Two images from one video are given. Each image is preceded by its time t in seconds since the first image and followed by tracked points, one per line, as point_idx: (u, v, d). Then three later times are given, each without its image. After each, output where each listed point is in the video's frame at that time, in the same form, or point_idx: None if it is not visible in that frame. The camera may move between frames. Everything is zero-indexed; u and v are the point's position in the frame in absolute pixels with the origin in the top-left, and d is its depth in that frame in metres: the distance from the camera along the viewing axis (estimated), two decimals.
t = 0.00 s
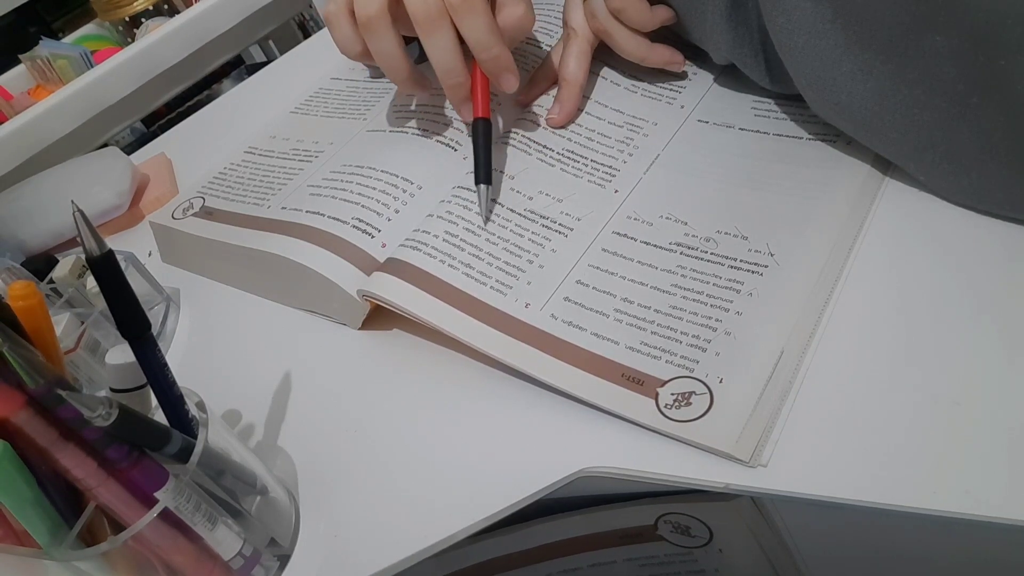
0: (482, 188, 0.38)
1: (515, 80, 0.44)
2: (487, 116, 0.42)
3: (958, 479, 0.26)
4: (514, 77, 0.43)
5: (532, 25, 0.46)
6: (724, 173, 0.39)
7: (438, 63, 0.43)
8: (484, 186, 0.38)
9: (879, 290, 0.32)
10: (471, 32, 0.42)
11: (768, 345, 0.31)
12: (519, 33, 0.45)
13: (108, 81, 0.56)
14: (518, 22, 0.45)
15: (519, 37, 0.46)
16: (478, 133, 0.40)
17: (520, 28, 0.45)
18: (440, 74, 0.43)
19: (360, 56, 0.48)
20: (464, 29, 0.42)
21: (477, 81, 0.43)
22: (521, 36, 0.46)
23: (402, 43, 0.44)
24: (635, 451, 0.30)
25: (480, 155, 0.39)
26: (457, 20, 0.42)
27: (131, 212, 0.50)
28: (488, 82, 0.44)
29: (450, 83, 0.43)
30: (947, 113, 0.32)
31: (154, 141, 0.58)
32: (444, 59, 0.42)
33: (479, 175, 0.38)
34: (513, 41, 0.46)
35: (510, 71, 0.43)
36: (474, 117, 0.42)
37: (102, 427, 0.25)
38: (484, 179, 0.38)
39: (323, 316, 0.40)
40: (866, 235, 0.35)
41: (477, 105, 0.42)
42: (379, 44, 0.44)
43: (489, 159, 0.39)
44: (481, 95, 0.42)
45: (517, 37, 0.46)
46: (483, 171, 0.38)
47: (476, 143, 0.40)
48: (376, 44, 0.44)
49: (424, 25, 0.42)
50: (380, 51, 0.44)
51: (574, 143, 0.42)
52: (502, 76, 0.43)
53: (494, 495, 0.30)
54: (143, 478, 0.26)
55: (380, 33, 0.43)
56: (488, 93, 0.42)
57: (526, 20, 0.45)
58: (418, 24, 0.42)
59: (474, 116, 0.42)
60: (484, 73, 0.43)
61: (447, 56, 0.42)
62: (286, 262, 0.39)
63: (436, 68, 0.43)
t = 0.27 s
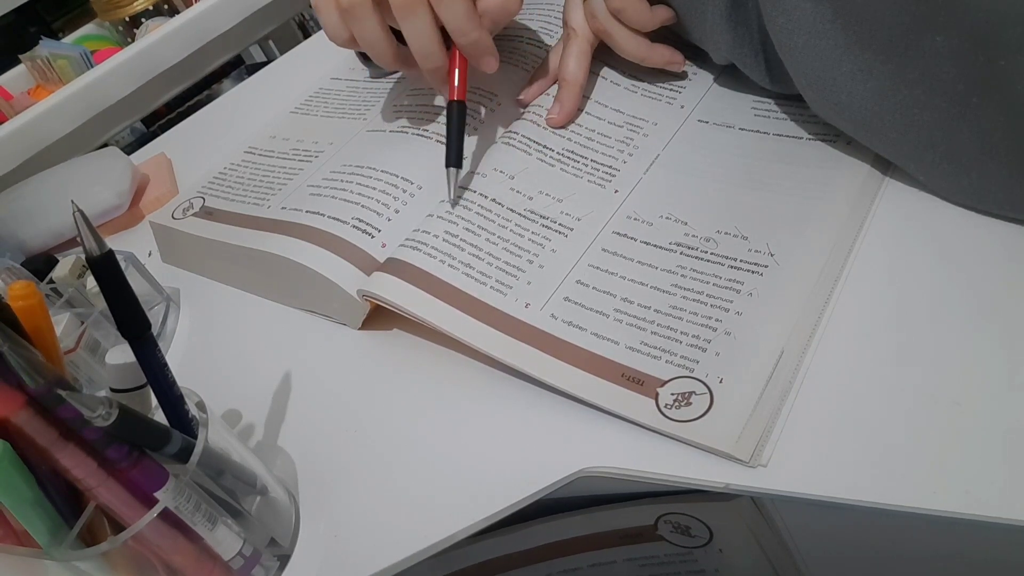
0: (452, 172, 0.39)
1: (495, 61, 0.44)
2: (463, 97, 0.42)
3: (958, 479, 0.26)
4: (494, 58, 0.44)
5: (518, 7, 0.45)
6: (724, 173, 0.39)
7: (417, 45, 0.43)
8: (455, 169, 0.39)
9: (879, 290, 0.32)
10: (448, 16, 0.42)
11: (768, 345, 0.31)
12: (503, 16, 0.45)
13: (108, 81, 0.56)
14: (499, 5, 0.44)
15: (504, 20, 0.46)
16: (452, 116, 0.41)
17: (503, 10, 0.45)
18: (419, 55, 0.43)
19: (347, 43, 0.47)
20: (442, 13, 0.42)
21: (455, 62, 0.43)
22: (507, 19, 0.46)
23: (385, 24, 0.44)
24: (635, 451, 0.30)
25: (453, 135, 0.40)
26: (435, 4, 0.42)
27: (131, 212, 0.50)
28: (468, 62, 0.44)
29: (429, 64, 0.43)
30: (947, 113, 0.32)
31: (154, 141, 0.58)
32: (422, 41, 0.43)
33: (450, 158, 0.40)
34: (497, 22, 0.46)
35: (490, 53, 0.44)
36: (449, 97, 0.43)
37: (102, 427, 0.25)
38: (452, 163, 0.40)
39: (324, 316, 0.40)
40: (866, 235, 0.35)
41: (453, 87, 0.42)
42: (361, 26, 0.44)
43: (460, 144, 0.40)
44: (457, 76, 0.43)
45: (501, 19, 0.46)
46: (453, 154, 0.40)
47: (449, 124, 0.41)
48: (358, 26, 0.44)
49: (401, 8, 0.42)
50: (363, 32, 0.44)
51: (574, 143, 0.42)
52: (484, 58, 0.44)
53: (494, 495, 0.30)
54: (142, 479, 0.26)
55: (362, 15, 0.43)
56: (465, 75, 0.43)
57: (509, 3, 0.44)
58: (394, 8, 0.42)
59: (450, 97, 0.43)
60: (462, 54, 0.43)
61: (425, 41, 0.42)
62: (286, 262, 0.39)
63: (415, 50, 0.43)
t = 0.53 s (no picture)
0: (514, 191, 0.38)
1: (537, 84, 0.43)
2: (512, 119, 0.42)
3: (957, 479, 0.26)
4: (536, 79, 0.43)
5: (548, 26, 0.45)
6: (724, 173, 0.39)
7: (461, 66, 0.43)
8: (516, 190, 0.38)
9: (879, 290, 0.32)
10: (495, 36, 0.42)
11: (768, 345, 0.31)
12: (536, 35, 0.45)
13: (108, 81, 0.56)
14: (535, 24, 0.44)
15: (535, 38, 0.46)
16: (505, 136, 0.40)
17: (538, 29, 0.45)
18: (463, 78, 0.43)
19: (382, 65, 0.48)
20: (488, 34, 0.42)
21: (500, 84, 0.43)
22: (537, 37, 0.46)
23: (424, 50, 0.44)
24: (635, 451, 0.30)
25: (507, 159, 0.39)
26: (481, 23, 0.42)
27: (132, 212, 0.50)
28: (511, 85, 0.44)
29: (474, 88, 0.43)
30: (947, 113, 0.32)
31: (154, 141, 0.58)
32: (468, 62, 0.42)
33: (508, 179, 0.39)
34: (532, 41, 0.46)
35: (533, 74, 0.43)
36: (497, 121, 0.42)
37: (102, 427, 0.25)
38: (513, 183, 0.38)
39: (324, 316, 0.40)
40: (865, 235, 0.35)
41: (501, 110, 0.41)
42: (400, 49, 0.44)
43: (517, 163, 0.39)
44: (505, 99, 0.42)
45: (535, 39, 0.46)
46: (511, 175, 0.38)
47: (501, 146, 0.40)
48: (398, 52, 0.44)
49: (448, 29, 0.42)
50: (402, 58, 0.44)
51: (574, 143, 0.42)
52: (525, 78, 0.43)
53: (494, 496, 0.30)
54: (142, 479, 0.26)
55: (402, 39, 0.43)
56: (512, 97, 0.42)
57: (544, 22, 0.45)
58: (441, 29, 0.42)
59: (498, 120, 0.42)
60: (507, 77, 0.43)
61: (470, 61, 0.42)
62: (286, 262, 0.39)
63: (460, 72, 0.43)
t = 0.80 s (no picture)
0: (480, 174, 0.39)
1: (515, 66, 0.44)
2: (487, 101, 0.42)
3: (957, 479, 0.26)
4: (515, 64, 0.44)
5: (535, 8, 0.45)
6: (724, 173, 0.39)
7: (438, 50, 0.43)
8: (484, 173, 0.39)
9: (879, 290, 0.32)
10: (474, 22, 0.42)
11: (768, 345, 0.31)
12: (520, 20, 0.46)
13: (108, 81, 0.56)
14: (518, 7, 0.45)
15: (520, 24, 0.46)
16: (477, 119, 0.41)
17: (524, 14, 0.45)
18: (441, 61, 0.43)
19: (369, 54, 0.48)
20: (466, 19, 0.42)
21: (478, 67, 0.43)
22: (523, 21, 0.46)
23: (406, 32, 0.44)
24: (635, 451, 0.30)
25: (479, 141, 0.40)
26: (459, 9, 0.42)
27: (132, 212, 0.50)
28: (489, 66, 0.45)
29: (452, 70, 0.43)
30: (947, 113, 0.32)
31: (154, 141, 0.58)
32: (445, 45, 0.42)
33: (478, 162, 0.39)
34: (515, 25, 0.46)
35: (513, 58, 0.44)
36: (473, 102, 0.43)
37: (102, 427, 0.25)
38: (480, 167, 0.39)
39: (324, 316, 0.40)
40: (865, 235, 0.35)
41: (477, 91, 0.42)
42: (382, 33, 0.44)
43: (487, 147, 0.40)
44: (482, 82, 0.43)
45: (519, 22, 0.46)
46: (480, 159, 0.39)
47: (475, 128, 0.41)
48: (380, 35, 0.44)
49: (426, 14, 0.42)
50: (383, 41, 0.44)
51: (574, 143, 0.42)
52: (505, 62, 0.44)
53: (494, 495, 0.30)
54: (142, 479, 0.26)
55: (383, 23, 0.43)
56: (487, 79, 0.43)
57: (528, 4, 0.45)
58: (419, 13, 0.42)
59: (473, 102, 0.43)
60: (485, 59, 0.44)
61: (448, 45, 0.42)
62: (286, 262, 0.39)
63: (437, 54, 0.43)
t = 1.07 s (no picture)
0: (456, 163, 0.40)
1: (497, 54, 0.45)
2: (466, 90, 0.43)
3: (958, 479, 0.26)
4: (498, 50, 0.45)
5: None
6: (724, 173, 0.39)
7: (421, 39, 0.43)
8: (458, 161, 0.40)
9: (879, 290, 0.32)
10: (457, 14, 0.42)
11: (768, 345, 0.31)
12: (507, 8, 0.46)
13: (108, 81, 0.56)
14: None
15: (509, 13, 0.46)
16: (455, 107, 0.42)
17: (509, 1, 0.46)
18: (424, 50, 0.44)
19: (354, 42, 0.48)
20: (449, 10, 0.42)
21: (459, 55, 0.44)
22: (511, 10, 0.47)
23: (390, 19, 0.45)
24: (635, 451, 0.30)
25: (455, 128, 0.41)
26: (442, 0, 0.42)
27: (131, 212, 0.50)
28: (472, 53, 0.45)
29: (433, 56, 0.44)
30: (947, 113, 0.32)
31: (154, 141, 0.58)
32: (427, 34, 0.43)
33: (454, 150, 0.41)
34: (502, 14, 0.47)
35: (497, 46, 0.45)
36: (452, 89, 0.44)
37: (102, 427, 0.25)
38: (456, 155, 0.40)
39: (324, 316, 0.40)
40: (865, 235, 0.35)
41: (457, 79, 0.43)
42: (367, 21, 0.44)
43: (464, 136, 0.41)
44: (463, 70, 0.44)
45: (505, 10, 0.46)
46: (457, 147, 0.40)
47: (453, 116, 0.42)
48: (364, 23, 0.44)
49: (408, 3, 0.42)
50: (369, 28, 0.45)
51: (574, 143, 0.42)
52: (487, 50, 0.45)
53: (494, 495, 0.30)
54: (142, 479, 0.26)
55: (368, 12, 0.44)
56: (468, 67, 0.44)
57: None
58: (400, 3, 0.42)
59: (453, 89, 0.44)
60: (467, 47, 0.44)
61: (430, 34, 0.43)
62: (286, 262, 0.39)
63: (418, 42, 0.44)
